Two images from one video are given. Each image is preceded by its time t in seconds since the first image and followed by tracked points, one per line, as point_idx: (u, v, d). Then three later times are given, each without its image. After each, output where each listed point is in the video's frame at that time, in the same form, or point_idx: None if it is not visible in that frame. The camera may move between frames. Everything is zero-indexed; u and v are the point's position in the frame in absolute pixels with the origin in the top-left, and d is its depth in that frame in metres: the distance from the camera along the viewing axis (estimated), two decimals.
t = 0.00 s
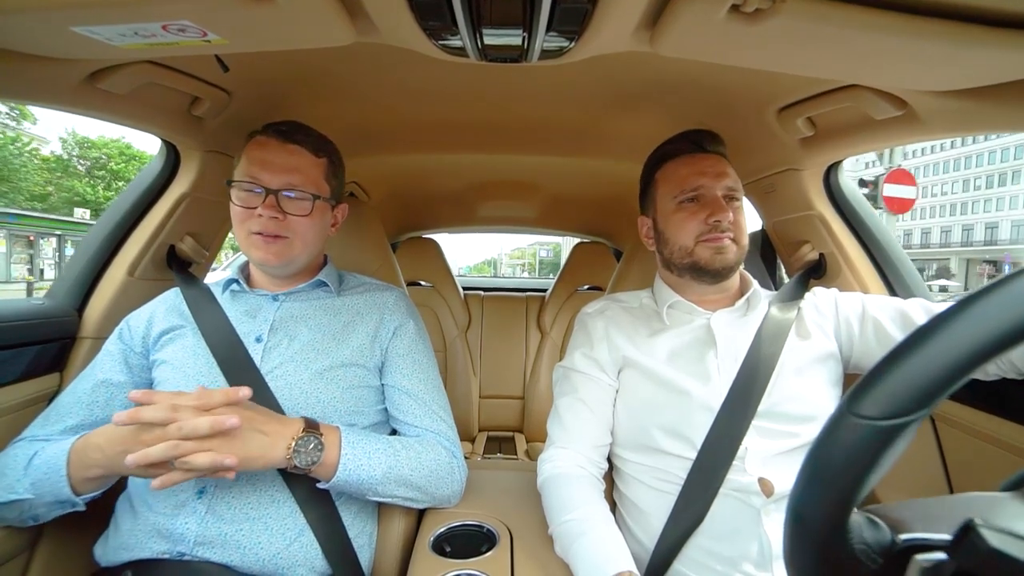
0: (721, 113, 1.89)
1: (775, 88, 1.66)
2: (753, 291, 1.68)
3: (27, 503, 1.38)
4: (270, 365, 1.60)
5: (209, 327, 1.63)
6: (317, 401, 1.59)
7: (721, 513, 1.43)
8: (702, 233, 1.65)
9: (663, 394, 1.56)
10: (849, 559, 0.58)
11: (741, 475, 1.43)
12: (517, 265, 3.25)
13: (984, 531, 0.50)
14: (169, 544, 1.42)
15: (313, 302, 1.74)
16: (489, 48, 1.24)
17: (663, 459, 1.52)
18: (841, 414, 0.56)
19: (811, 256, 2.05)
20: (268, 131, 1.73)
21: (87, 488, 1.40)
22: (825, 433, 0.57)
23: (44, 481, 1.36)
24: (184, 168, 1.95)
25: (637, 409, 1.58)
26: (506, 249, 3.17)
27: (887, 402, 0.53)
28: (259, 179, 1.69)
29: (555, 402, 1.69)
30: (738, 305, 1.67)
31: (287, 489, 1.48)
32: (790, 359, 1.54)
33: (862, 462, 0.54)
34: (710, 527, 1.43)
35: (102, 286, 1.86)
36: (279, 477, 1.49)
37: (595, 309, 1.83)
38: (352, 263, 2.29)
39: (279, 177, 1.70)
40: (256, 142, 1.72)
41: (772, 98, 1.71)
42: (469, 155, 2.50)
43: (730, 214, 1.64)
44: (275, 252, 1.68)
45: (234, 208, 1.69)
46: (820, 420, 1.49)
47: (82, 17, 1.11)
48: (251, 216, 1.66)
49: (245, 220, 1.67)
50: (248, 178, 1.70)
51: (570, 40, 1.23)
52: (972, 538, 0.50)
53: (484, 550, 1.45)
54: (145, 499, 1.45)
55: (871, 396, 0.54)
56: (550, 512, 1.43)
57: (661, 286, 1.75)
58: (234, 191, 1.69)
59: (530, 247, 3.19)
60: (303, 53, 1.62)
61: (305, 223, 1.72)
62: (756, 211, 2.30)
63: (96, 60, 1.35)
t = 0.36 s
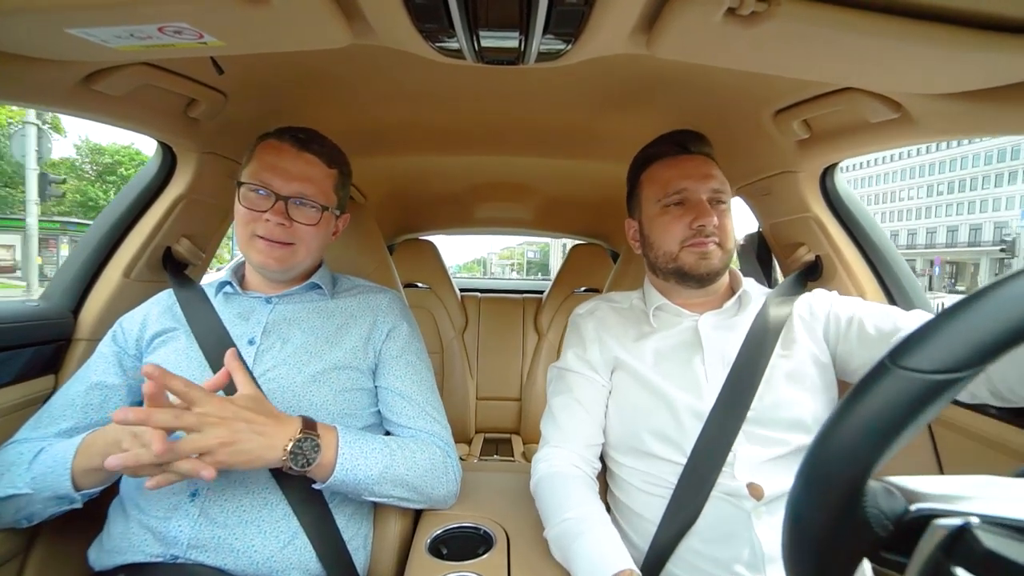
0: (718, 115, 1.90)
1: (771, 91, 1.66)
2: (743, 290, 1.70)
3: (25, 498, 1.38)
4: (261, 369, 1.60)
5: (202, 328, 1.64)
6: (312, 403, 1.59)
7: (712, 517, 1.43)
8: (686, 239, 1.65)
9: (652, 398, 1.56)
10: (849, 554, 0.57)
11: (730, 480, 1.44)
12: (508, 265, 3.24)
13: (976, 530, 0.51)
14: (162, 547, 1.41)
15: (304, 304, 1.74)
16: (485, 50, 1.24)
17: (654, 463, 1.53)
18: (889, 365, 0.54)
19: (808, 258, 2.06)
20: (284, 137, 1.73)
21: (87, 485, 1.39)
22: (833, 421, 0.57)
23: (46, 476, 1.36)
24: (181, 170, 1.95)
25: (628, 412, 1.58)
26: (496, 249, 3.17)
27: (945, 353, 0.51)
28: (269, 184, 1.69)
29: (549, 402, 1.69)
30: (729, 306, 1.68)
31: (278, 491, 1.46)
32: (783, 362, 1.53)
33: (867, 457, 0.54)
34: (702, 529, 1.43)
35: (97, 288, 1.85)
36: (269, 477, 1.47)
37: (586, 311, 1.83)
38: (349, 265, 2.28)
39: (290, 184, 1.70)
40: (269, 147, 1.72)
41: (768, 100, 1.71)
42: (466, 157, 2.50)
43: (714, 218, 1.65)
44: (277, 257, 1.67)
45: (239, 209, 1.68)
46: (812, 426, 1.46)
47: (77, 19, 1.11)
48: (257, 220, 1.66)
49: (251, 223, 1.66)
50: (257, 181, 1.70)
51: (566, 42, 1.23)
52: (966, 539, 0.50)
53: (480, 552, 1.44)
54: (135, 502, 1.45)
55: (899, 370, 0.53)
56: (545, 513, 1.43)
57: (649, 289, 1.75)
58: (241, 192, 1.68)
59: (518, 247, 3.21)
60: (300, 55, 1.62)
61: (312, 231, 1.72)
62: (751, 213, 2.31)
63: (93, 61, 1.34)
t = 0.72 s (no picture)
0: (718, 110, 1.90)
1: (772, 86, 1.66)
2: (739, 287, 1.70)
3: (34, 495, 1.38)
4: (266, 363, 1.60)
5: (207, 324, 1.63)
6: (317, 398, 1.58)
7: (710, 515, 1.43)
8: (684, 229, 1.65)
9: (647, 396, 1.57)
10: (850, 549, 0.57)
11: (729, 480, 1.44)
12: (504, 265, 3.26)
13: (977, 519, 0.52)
14: (164, 545, 1.41)
15: (309, 298, 1.74)
16: (485, 48, 1.24)
17: (651, 463, 1.53)
18: (892, 358, 0.54)
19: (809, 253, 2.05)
20: (300, 139, 1.73)
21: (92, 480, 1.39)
22: (835, 414, 0.57)
23: (53, 473, 1.37)
24: (181, 169, 1.95)
25: (627, 407, 1.59)
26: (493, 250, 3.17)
27: (945, 348, 0.50)
28: (284, 184, 1.69)
29: (550, 400, 1.69)
30: (729, 302, 1.68)
31: (282, 487, 1.47)
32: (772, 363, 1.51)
33: (868, 449, 0.54)
34: (702, 527, 1.43)
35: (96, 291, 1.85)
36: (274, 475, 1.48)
37: (585, 308, 1.84)
38: (351, 263, 2.28)
39: (306, 185, 1.70)
40: (286, 147, 1.72)
41: (769, 96, 1.71)
42: (466, 154, 2.50)
43: (712, 210, 1.65)
44: (290, 256, 1.67)
45: (256, 210, 1.68)
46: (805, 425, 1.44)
47: (76, 19, 1.11)
48: (273, 219, 1.66)
49: (266, 222, 1.66)
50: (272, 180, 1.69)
51: (566, 39, 1.23)
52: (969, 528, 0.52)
53: (482, 549, 1.45)
54: (140, 499, 1.45)
55: (897, 366, 0.53)
56: (548, 511, 1.44)
57: (647, 284, 1.75)
58: (257, 191, 1.68)
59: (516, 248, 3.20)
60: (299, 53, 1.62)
61: (325, 231, 1.73)
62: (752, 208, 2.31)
63: (92, 61, 1.34)
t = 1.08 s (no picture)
0: (721, 116, 1.90)
1: (774, 92, 1.66)
2: (728, 292, 1.68)
3: (26, 489, 1.38)
4: (266, 360, 1.60)
5: (206, 321, 1.63)
6: (314, 396, 1.58)
7: (703, 524, 1.43)
8: (668, 243, 1.65)
9: (637, 405, 1.57)
10: (847, 551, 0.57)
11: (721, 489, 1.44)
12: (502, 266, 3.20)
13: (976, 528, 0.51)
14: (163, 543, 1.41)
15: (308, 298, 1.74)
16: (488, 49, 1.24)
17: (644, 469, 1.52)
18: (898, 362, 0.53)
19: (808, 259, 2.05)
20: (281, 135, 1.72)
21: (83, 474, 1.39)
22: (832, 425, 0.57)
23: (44, 466, 1.37)
24: (183, 167, 1.95)
25: (618, 416, 1.59)
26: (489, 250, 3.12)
27: (952, 351, 0.50)
28: (270, 184, 1.68)
29: (545, 402, 1.70)
30: (719, 307, 1.67)
31: (282, 485, 1.47)
32: (770, 370, 1.50)
33: (870, 456, 0.54)
34: (695, 534, 1.43)
35: (96, 289, 1.84)
36: (274, 472, 1.48)
37: (579, 313, 1.84)
38: (352, 263, 2.29)
39: (293, 183, 1.69)
40: (267, 145, 1.71)
41: (771, 101, 1.71)
42: (467, 155, 2.50)
43: (696, 222, 1.64)
44: (285, 258, 1.69)
45: (246, 213, 1.68)
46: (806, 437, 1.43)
47: (81, 15, 1.11)
48: (263, 222, 1.67)
49: (256, 226, 1.67)
50: (258, 181, 1.69)
51: (570, 41, 1.23)
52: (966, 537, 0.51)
53: (480, 551, 1.44)
54: (138, 496, 1.45)
55: (900, 371, 0.53)
56: (540, 514, 1.43)
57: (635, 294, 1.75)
58: (244, 195, 1.68)
59: (512, 248, 3.16)
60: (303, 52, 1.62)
61: (316, 227, 1.73)
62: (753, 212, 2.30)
63: (96, 58, 1.35)
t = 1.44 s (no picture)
0: (721, 116, 1.90)
1: (775, 93, 1.66)
2: (727, 292, 1.68)
3: (29, 490, 1.39)
4: (257, 359, 1.60)
5: (198, 320, 1.63)
6: (305, 394, 1.59)
7: (699, 524, 1.43)
8: (671, 235, 1.66)
9: (632, 403, 1.57)
10: (841, 550, 0.58)
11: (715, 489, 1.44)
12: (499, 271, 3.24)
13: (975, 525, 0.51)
14: (160, 542, 1.41)
15: (299, 295, 1.74)
16: (488, 49, 1.24)
17: (639, 469, 1.52)
18: (934, 335, 0.54)
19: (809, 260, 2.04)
20: (275, 127, 1.74)
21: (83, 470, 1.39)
22: (840, 415, 0.58)
23: (43, 464, 1.38)
24: (183, 165, 1.95)
25: (612, 416, 1.58)
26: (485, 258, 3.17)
27: (998, 324, 0.50)
28: (265, 174, 1.69)
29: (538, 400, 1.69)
30: (717, 308, 1.67)
31: (275, 483, 1.47)
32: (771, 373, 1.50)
33: (871, 457, 0.56)
34: (689, 534, 1.43)
35: (96, 286, 1.84)
36: (268, 470, 1.48)
37: (576, 311, 1.83)
38: (352, 262, 2.28)
39: (288, 173, 1.70)
40: (265, 136, 1.72)
41: (771, 102, 1.71)
42: (467, 155, 2.50)
43: (700, 215, 1.66)
44: (281, 247, 1.68)
45: (240, 202, 1.68)
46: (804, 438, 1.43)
47: (81, 13, 1.11)
48: (260, 211, 1.66)
49: (253, 215, 1.66)
50: (251, 172, 1.69)
51: (570, 41, 1.23)
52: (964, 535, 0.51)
53: (478, 550, 1.44)
54: (134, 494, 1.46)
55: (937, 343, 0.53)
56: (534, 516, 1.43)
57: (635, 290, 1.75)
58: (240, 183, 1.67)
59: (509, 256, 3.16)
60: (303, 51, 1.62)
61: (311, 218, 1.73)
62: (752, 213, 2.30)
63: (95, 55, 1.34)
